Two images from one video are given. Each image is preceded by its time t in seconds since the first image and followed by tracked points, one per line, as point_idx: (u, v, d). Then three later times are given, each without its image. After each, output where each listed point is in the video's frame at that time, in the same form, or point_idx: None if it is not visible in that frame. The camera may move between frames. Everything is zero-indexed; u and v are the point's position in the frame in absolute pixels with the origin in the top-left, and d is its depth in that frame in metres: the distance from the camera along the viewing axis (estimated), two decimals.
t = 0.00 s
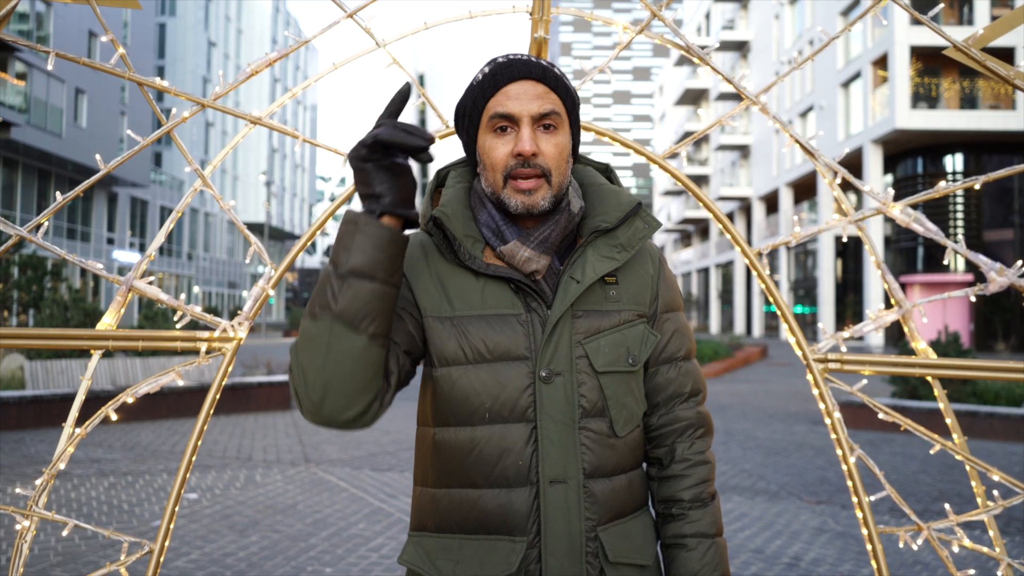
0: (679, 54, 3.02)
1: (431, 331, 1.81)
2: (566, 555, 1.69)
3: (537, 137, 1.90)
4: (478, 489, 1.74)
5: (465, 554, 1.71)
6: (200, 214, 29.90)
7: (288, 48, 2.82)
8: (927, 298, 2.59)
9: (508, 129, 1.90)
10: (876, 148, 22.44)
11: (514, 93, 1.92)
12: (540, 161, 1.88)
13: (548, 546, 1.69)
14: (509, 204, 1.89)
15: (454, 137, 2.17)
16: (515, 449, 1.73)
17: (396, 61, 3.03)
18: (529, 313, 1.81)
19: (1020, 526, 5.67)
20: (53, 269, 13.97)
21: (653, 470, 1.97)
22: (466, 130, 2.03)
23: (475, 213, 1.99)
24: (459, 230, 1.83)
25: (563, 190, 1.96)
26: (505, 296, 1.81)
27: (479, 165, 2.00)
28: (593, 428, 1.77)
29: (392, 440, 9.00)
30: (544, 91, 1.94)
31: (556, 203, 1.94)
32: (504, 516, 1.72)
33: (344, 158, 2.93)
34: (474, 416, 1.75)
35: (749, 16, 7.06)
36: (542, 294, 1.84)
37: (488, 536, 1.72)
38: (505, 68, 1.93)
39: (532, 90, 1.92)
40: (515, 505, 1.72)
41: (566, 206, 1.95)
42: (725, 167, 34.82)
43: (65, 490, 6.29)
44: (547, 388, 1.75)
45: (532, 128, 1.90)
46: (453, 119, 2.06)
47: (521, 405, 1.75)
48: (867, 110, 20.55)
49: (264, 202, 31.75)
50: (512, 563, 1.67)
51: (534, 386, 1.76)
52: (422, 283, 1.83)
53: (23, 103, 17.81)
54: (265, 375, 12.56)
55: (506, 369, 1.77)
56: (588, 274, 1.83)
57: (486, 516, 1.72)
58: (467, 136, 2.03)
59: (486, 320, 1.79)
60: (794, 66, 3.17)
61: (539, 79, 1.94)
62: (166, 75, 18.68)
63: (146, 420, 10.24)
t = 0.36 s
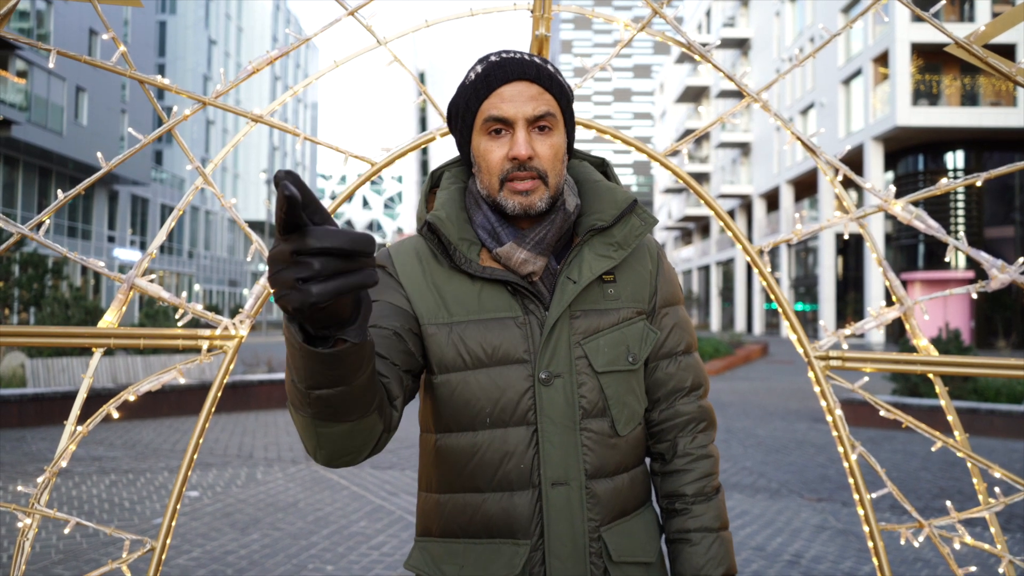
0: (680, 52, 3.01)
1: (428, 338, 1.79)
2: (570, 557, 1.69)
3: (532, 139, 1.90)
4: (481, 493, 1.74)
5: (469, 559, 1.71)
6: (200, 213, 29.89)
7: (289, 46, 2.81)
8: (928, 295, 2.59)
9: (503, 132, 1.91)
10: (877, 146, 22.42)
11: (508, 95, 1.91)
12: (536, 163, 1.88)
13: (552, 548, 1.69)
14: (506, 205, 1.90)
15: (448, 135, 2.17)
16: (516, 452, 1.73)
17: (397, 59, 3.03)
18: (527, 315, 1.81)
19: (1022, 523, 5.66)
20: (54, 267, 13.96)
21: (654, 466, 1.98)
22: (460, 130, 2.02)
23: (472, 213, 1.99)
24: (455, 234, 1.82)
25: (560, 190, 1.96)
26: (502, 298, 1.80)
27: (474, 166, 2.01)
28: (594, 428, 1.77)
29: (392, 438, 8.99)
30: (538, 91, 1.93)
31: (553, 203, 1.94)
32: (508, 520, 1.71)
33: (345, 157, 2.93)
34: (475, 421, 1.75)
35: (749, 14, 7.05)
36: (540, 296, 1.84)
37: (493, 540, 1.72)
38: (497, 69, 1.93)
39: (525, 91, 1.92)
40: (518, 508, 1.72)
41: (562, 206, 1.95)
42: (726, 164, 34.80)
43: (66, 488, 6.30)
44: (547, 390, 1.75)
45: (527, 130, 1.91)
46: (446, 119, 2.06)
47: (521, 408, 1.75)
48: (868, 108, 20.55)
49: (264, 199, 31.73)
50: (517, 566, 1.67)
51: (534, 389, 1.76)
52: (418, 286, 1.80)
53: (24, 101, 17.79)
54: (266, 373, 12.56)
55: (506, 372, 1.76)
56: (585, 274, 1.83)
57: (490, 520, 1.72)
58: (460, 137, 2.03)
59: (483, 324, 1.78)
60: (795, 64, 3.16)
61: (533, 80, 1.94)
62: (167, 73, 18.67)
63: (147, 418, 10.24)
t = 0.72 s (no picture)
0: (679, 52, 3.01)
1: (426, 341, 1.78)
2: (571, 559, 1.69)
3: (528, 137, 1.90)
4: (481, 496, 1.74)
5: (469, 561, 1.71)
6: (199, 212, 29.88)
7: (288, 45, 2.80)
8: (926, 294, 2.60)
9: (497, 131, 1.91)
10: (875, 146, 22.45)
11: (501, 93, 1.91)
12: (533, 162, 1.88)
13: (552, 549, 1.68)
14: (504, 204, 1.90)
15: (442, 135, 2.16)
16: (516, 455, 1.73)
17: (396, 59, 3.02)
18: (525, 316, 1.80)
19: (1020, 524, 5.66)
20: (52, 267, 13.93)
21: (652, 465, 1.97)
22: (453, 131, 2.01)
23: (468, 212, 1.98)
24: (451, 235, 1.81)
25: (556, 188, 1.96)
26: (500, 300, 1.80)
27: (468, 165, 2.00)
28: (594, 429, 1.77)
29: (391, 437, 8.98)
30: (532, 89, 1.93)
31: (549, 202, 1.94)
32: (507, 522, 1.71)
33: (344, 156, 2.92)
34: (475, 423, 1.75)
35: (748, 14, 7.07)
36: (538, 297, 1.84)
37: (492, 542, 1.71)
38: (489, 68, 1.92)
39: (519, 89, 1.92)
40: (518, 511, 1.71)
41: (559, 206, 1.95)
42: (724, 164, 34.82)
43: (64, 489, 6.29)
44: (545, 391, 1.75)
45: (522, 128, 1.90)
46: (440, 119, 2.05)
47: (520, 410, 1.75)
48: (867, 108, 20.60)
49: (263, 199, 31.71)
50: (516, 568, 1.67)
51: (533, 390, 1.75)
52: (415, 290, 1.80)
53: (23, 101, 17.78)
54: (265, 373, 12.54)
55: (504, 374, 1.76)
56: (583, 275, 1.83)
57: (490, 523, 1.72)
58: (454, 137, 2.02)
59: (481, 326, 1.78)
60: (794, 63, 3.16)
61: (526, 77, 1.94)
62: (167, 73, 18.70)
63: (146, 418, 10.24)
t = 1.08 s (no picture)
0: (677, 53, 3.01)
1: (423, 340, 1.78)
2: (566, 559, 1.69)
3: (532, 138, 1.90)
4: (477, 496, 1.74)
5: (464, 561, 1.71)
6: (196, 212, 29.83)
7: (285, 45, 2.79)
8: (923, 295, 2.60)
9: (501, 130, 1.90)
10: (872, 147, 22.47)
11: (506, 94, 1.90)
12: (536, 162, 1.88)
13: (547, 549, 1.69)
14: (507, 204, 1.90)
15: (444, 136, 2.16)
16: (511, 456, 1.73)
17: (394, 60, 3.01)
18: (522, 317, 1.81)
19: (1015, 524, 5.68)
20: (48, 267, 13.88)
21: (648, 467, 1.97)
22: (456, 130, 2.01)
23: (468, 213, 1.98)
24: (450, 235, 1.82)
25: (557, 189, 1.96)
26: (497, 301, 1.80)
27: (471, 166, 2.00)
28: (590, 430, 1.77)
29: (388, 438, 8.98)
30: (537, 90, 1.93)
31: (551, 203, 1.94)
32: (502, 521, 1.71)
33: (341, 157, 2.92)
34: (471, 423, 1.75)
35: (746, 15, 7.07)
36: (536, 297, 1.83)
37: (488, 542, 1.72)
38: (494, 69, 1.92)
39: (524, 90, 1.91)
40: (514, 511, 1.72)
41: (558, 206, 1.95)
42: (721, 165, 34.83)
43: (60, 489, 6.28)
44: (542, 391, 1.75)
45: (527, 130, 1.90)
46: (442, 119, 2.05)
47: (517, 410, 1.75)
48: (863, 109, 20.61)
49: (260, 199, 31.67)
50: (512, 568, 1.67)
51: (530, 390, 1.76)
52: (415, 289, 1.80)
53: (19, 100, 17.73)
54: (262, 373, 12.53)
55: (501, 374, 1.76)
56: (580, 276, 1.83)
57: (485, 523, 1.72)
58: (456, 136, 2.02)
59: (478, 325, 1.78)
60: (792, 63, 3.15)
61: (530, 78, 1.93)
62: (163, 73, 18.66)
63: (142, 419, 10.22)
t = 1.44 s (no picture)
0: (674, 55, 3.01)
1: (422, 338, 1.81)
2: (564, 559, 1.69)
3: (532, 140, 1.90)
4: (475, 496, 1.74)
5: (462, 560, 1.72)
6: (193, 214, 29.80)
7: (282, 47, 2.78)
8: (919, 298, 2.60)
9: (503, 130, 1.90)
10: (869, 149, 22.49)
11: (509, 94, 1.90)
12: (536, 163, 1.88)
13: (545, 549, 1.69)
14: (505, 202, 1.90)
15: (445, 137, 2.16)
16: (509, 455, 1.73)
17: (391, 61, 3.01)
18: (521, 318, 1.81)
19: (1012, 525, 5.70)
20: (45, 268, 13.82)
21: (644, 469, 1.98)
22: (456, 128, 2.00)
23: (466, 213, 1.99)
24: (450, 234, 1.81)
25: (556, 190, 1.96)
26: (497, 300, 1.81)
27: (470, 165, 2.00)
28: (587, 430, 1.77)
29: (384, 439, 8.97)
30: (540, 92, 1.92)
31: (549, 203, 1.94)
32: (501, 521, 1.72)
33: (339, 158, 2.91)
34: (469, 423, 1.76)
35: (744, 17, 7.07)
36: (534, 298, 1.84)
37: (486, 541, 1.72)
38: (499, 69, 1.91)
39: (527, 91, 1.91)
40: (513, 510, 1.72)
41: (556, 209, 1.95)
42: (718, 167, 34.84)
43: (57, 490, 6.27)
44: (541, 391, 1.75)
45: (527, 131, 1.90)
46: (443, 118, 2.04)
47: (516, 410, 1.75)
48: (860, 111, 20.60)
49: (256, 201, 31.62)
50: (510, 567, 1.67)
51: (528, 390, 1.76)
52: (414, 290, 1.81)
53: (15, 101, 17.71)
54: (259, 374, 12.51)
55: (500, 374, 1.76)
56: (579, 277, 1.83)
57: (483, 522, 1.73)
58: (456, 137, 2.01)
59: (477, 326, 1.79)
60: (789, 66, 3.15)
61: (534, 80, 1.93)
62: (160, 74, 18.59)
63: (140, 420, 10.21)
